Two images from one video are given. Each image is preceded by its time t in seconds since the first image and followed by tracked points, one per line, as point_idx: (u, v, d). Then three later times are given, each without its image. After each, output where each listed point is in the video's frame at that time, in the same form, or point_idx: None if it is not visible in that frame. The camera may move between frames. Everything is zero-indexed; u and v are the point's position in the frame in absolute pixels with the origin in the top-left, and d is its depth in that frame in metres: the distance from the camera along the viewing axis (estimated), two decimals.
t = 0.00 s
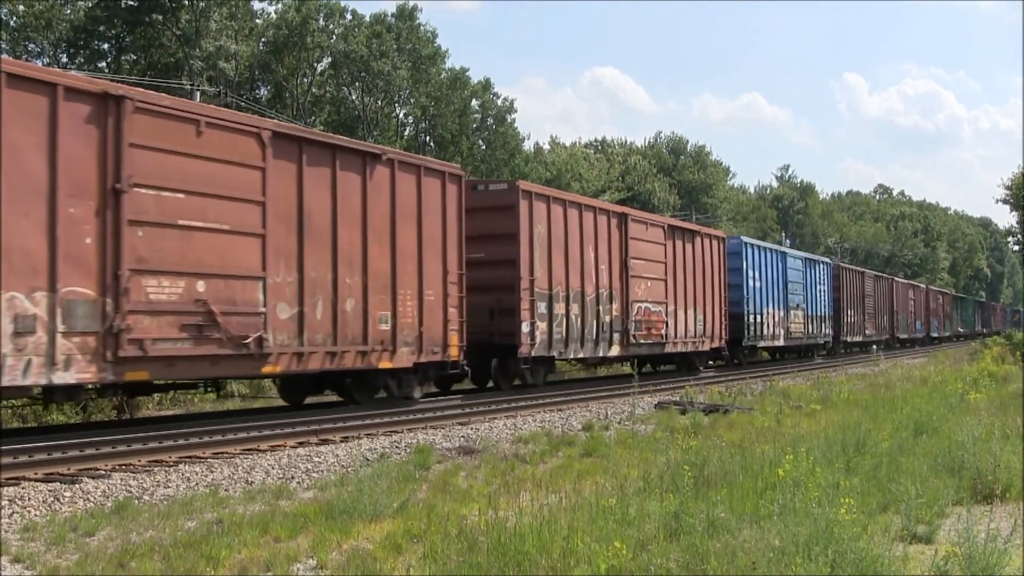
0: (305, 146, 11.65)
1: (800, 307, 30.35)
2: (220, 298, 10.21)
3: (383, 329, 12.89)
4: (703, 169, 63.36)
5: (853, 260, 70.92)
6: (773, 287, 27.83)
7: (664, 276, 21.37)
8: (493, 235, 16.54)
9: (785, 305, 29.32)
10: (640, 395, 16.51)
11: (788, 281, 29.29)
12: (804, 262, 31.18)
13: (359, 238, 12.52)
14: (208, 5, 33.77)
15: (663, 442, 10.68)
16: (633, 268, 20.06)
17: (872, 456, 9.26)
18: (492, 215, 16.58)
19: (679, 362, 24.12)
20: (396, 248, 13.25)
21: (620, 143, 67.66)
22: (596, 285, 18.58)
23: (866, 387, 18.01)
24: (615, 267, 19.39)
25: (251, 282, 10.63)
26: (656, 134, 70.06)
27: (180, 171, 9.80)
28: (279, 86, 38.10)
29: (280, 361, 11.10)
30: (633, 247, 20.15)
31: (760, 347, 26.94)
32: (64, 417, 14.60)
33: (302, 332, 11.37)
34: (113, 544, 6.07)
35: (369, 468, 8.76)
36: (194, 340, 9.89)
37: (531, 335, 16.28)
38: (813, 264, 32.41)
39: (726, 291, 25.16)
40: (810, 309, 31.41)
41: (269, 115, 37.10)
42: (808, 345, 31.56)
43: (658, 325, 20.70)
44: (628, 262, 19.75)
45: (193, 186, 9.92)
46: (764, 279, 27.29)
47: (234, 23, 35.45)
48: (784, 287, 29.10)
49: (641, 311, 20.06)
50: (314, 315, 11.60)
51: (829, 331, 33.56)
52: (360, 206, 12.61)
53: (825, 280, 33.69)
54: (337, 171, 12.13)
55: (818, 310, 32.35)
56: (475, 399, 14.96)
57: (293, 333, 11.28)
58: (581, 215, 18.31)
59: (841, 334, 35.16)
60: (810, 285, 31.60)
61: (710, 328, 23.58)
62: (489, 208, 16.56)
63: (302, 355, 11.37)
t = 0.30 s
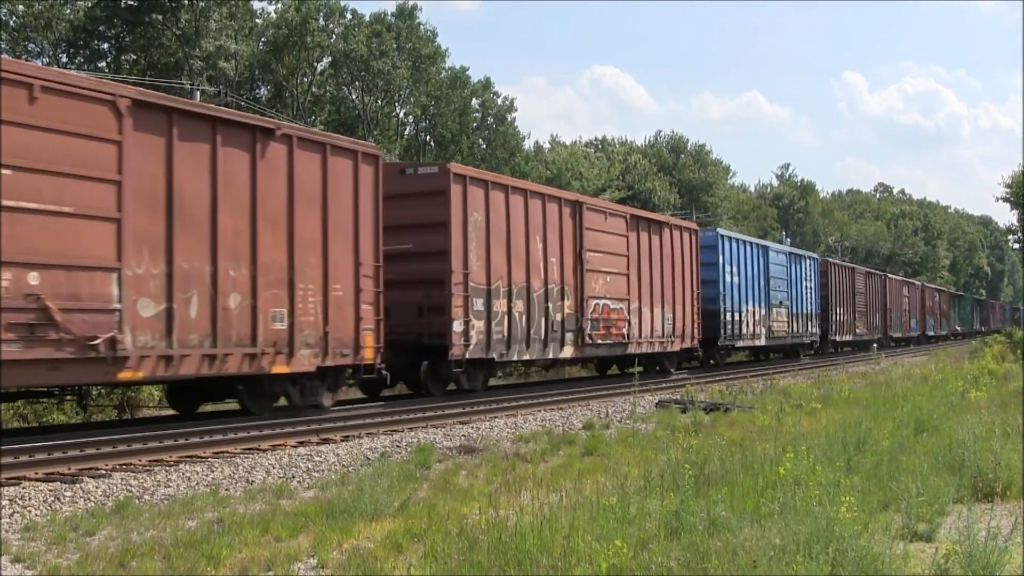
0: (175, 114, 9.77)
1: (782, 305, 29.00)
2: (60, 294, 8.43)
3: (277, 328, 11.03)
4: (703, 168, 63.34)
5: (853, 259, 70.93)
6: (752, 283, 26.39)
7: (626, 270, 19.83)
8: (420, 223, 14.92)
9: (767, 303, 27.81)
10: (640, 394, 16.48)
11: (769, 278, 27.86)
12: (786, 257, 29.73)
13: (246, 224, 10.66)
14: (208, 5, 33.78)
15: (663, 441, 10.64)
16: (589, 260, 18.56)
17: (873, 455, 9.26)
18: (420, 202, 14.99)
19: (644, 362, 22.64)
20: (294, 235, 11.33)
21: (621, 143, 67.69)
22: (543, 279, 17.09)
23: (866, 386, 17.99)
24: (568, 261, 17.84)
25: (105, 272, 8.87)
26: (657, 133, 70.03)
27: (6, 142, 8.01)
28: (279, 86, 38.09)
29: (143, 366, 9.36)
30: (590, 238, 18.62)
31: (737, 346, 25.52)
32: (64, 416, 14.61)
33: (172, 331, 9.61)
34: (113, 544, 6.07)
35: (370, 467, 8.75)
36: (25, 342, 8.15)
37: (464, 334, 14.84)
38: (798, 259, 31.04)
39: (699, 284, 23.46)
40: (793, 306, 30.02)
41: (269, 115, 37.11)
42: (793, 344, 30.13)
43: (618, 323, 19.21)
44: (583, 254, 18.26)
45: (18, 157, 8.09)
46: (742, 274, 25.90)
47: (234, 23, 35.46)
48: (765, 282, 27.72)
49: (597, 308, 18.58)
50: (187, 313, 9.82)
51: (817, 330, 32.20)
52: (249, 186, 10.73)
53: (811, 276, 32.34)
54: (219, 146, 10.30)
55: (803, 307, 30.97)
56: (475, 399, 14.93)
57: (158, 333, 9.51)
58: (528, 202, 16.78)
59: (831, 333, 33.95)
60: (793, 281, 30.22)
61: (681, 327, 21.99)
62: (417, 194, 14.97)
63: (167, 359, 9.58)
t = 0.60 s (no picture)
0: None
1: (762, 303, 27.28)
2: None
3: (135, 329, 9.37)
4: (702, 168, 63.35)
5: (851, 259, 70.94)
6: (727, 280, 24.71)
7: (578, 263, 18.11)
8: (331, 210, 13.09)
9: (744, 301, 26.11)
10: (638, 394, 16.48)
11: (746, 275, 26.18)
12: (766, 253, 28.01)
13: (95, 208, 8.99)
14: (206, 5, 33.77)
15: (661, 441, 10.64)
16: (532, 254, 16.79)
17: (871, 455, 9.27)
18: (327, 186, 13.19)
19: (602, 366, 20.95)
20: (159, 221, 9.66)
21: (619, 142, 67.71)
22: (475, 274, 15.31)
23: (864, 386, 18.00)
24: (507, 253, 16.10)
25: None
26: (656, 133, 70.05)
27: None
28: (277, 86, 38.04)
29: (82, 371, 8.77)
30: (533, 229, 16.85)
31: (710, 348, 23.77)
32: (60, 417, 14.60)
33: None
34: (111, 544, 6.06)
35: (368, 468, 8.75)
36: None
37: (379, 336, 13.08)
38: (779, 256, 29.34)
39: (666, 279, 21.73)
40: (774, 306, 28.33)
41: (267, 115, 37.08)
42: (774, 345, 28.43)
43: (567, 323, 17.48)
44: (525, 246, 16.51)
45: None
46: (717, 269, 24.16)
47: (232, 22, 35.45)
48: (742, 279, 26.00)
49: (541, 306, 16.84)
50: (12, 312, 8.15)
51: (801, 330, 30.60)
52: (99, 166, 9.07)
53: (793, 274, 30.65)
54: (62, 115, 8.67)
55: (785, 306, 29.23)
56: (473, 399, 14.91)
57: None
58: (459, 187, 14.99)
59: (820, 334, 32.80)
60: (774, 278, 28.48)
61: (642, 326, 20.26)
62: (324, 177, 13.18)
63: None
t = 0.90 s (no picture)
0: None
1: (736, 301, 25.77)
2: None
3: None
4: (699, 168, 63.40)
5: (849, 258, 70.98)
6: (696, 276, 23.25)
7: (520, 257, 16.21)
8: (217, 196, 10.99)
9: (716, 298, 24.56)
10: (637, 394, 16.49)
11: (718, 270, 24.71)
12: (739, 247, 26.49)
13: None
14: (204, 6, 33.80)
15: (660, 441, 10.64)
16: (463, 246, 14.79)
17: (871, 454, 9.27)
18: (213, 167, 11.09)
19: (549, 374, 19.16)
20: None
21: (617, 143, 67.75)
22: (394, 269, 13.22)
23: (863, 385, 18.02)
24: (433, 245, 14.08)
25: None
26: (654, 133, 70.12)
27: None
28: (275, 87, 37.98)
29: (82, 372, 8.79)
30: (464, 219, 14.86)
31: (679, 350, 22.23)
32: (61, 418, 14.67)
33: None
34: (111, 545, 6.06)
35: (367, 468, 8.75)
36: None
37: (272, 339, 11.01)
38: (758, 250, 27.85)
39: (625, 273, 19.91)
40: (752, 303, 26.88)
41: (265, 116, 37.09)
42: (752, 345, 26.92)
43: (507, 323, 15.66)
44: (455, 237, 14.51)
45: None
46: (684, 264, 22.69)
47: (229, 24, 35.52)
48: (714, 274, 24.57)
49: (475, 305, 14.94)
50: None
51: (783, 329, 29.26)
52: None
53: (774, 270, 29.10)
54: None
55: (765, 304, 27.77)
56: (471, 399, 14.93)
57: None
58: (374, 169, 12.90)
59: (809, 334, 32.04)
60: (751, 274, 26.98)
61: (596, 326, 18.41)
62: (209, 158, 11.08)
63: None
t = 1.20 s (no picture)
0: None
1: (708, 300, 24.33)
2: None
3: None
4: (699, 168, 63.42)
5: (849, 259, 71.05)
6: (661, 273, 21.78)
7: (450, 250, 14.45)
8: (63, 176, 9.23)
9: (684, 297, 23.07)
10: (636, 395, 16.50)
11: (687, 268, 23.23)
12: (712, 243, 24.99)
13: None
14: (203, 6, 33.81)
15: (659, 442, 10.66)
16: (378, 236, 12.98)
17: (869, 455, 9.27)
18: (62, 142, 9.31)
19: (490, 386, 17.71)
20: None
21: (617, 143, 67.78)
22: (289, 261, 11.43)
23: (862, 386, 18.02)
24: (340, 234, 12.31)
25: None
26: (653, 134, 70.16)
27: None
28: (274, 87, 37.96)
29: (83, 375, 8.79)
30: (379, 206, 13.05)
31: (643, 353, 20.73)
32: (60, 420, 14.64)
33: None
34: (110, 546, 6.06)
35: (366, 468, 8.76)
36: None
37: (129, 341, 9.35)
38: (734, 247, 26.43)
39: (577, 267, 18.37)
40: (727, 302, 25.44)
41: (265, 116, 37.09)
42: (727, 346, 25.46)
43: (432, 325, 13.88)
44: (367, 226, 12.74)
45: None
46: (649, 259, 21.24)
47: (228, 24, 35.54)
48: (683, 271, 23.13)
49: (393, 302, 13.17)
50: None
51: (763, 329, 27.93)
52: None
53: (752, 267, 27.58)
54: None
55: (741, 304, 26.35)
56: (471, 399, 14.96)
57: None
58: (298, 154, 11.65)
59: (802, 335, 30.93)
60: (725, 272, 25.52)
61: (541, 327, 16.87)
62: (58, 131, 9.29)
63: None
